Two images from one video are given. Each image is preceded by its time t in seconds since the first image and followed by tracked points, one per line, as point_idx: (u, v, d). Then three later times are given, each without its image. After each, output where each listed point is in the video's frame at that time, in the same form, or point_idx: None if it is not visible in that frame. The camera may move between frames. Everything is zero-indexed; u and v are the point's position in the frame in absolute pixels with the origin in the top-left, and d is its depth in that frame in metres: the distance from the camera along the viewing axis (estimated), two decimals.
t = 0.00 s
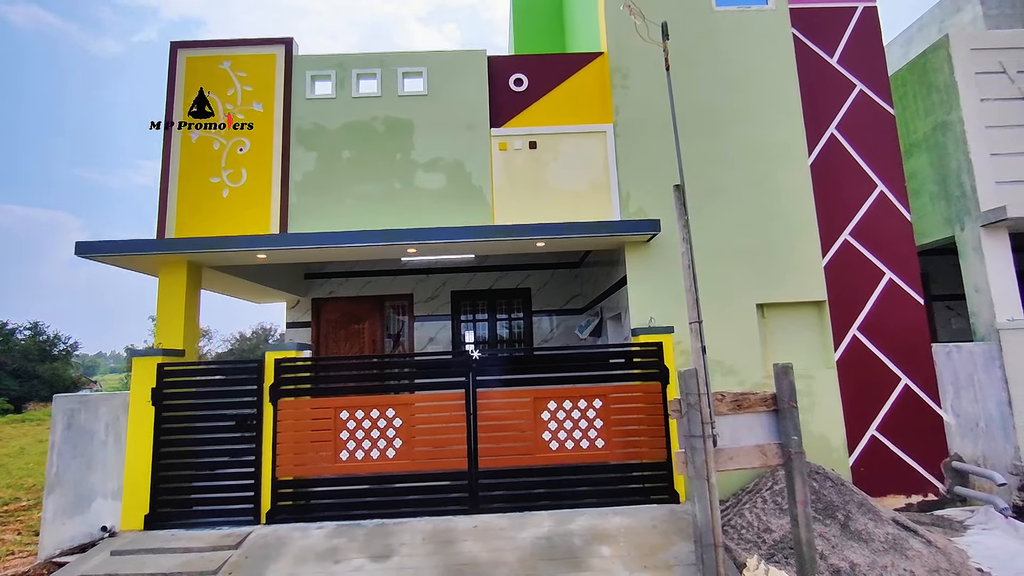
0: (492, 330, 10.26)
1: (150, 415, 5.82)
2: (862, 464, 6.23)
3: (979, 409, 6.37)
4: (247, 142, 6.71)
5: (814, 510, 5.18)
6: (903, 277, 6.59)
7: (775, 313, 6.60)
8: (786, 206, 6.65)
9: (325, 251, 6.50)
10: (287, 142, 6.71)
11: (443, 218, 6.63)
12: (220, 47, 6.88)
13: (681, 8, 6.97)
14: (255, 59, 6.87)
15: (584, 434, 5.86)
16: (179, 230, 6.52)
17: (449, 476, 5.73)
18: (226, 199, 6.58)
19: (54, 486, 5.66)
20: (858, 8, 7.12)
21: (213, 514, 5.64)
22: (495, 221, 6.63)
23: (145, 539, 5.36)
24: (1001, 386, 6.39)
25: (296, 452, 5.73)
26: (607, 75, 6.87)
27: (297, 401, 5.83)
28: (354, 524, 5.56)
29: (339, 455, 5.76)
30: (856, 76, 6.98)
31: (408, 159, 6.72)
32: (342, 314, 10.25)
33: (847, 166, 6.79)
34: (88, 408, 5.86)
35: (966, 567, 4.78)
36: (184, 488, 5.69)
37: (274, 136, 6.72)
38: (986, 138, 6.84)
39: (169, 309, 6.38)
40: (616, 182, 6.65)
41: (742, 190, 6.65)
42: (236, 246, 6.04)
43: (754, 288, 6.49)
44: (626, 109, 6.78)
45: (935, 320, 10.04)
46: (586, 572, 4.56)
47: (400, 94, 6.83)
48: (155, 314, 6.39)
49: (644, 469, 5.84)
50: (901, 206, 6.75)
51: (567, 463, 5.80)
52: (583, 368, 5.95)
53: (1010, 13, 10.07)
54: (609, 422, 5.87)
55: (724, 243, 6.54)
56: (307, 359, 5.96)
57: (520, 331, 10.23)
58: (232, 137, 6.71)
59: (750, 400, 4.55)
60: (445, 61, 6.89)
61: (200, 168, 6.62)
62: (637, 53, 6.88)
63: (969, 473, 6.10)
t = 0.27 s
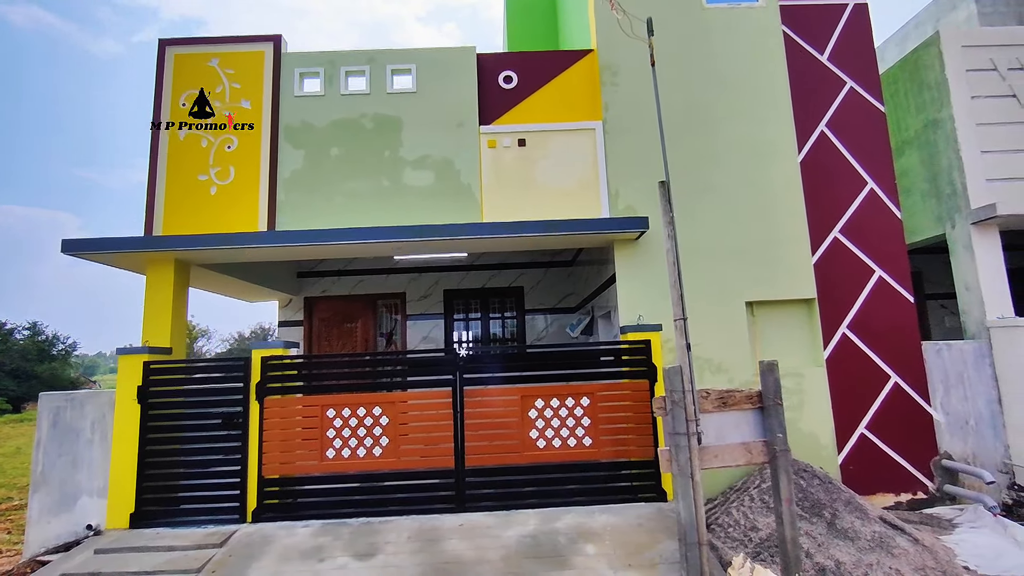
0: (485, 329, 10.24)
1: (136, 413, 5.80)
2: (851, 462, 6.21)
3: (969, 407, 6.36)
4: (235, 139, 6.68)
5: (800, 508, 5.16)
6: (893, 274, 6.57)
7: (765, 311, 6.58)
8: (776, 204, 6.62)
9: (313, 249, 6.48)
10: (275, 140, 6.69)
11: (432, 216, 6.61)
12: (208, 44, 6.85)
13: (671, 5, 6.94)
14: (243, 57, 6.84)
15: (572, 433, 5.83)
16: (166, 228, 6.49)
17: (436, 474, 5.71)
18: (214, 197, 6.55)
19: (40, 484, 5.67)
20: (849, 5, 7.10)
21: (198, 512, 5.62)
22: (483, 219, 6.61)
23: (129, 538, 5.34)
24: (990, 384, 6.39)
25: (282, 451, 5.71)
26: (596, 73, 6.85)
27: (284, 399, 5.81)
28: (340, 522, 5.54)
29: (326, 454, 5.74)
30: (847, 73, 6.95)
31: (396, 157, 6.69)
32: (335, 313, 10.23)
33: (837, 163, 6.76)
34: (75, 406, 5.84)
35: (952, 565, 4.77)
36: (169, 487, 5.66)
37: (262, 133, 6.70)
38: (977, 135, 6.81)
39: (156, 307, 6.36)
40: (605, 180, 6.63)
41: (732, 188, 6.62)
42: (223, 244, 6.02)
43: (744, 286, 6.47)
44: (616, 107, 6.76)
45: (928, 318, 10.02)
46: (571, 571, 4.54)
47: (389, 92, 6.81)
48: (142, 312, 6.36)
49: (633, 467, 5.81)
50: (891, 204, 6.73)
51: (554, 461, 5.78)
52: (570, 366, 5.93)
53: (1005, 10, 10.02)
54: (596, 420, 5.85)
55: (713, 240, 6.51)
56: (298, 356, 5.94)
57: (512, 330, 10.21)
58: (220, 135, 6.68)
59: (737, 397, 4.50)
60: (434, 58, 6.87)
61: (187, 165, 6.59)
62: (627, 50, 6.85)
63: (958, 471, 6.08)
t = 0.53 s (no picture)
0: (480, 330, 10.22)
1: (125, 414, 5.78)
2: (844, 463, 6.18)
3: (962, 408, 6.32)
4: (225, 140, 6.67)
5: (791, 510, 5.14)
6: (886, 275, 6.55)
7: (757, 311, 6.56)
8: (768, 204, 6.60)
9: (304, 250, 6.46)
10: (266, 141, 6.68)
11: (423, 217, 6.59)
12: (199, 44, 6.83)
13: (663, 5, 6.91)
14: (234, 57, 6.83)
15: (563, 434, 5.81)
16: (156, 229, 6.47)
17: (426, 476, 5.69)
18: (204, 197, 6.54)
19: (29, 486, 5.67)
20: (842, 5, 7.08)
21: (188, 514, 5.60)
22: (475, 219, 6.60)
23: (118, 540, 5.32)
24: (984, 384, 6.34)
25: (272, 452, 5.69)
26: (588, 73, 6.83)
27: (274, 400, 5.79)
28: (330, 524, 5.52)
29: (316, 455, 5.72)
30: (839, 73, 6.93)
31: (388, 157, 6.68)
32: (329, 314, 10.20)
33: (830, 164, 6.74)
34: (64, 407, 5.83)
35: (943, 567, 4.75)
36: (158, 489, 5.64)
37: (254, 134, 6.68)
38: (971, 135, 6.79)
39: (145, 308, 6.34)
40: (597, 180, 6.61)
41: (725, 188, 6.60)
42: (213, 245, 6.00)
43: (735, 287, 6.45)
44: (608, 107, 6.73)
45: (925, 319, 9.98)
46: (559, 573, 4.53)
47: (381, 92, 6.79)
48: (132, 312, 6.34)
49: (624, 468, 5.79)
50: (884, 204, 6.70)
51: (544, 463, 5.76)
52: (561, 367, 5.91)
53: (1001, 10, 10.00)
54: (587, 422, 5.83)
55: (705, 241, 6.50)
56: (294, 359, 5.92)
57: (507, 331, 10.19)
58: (211, 136, 6.66)
59: (726, 399, 4.47)
60: (425, 58, 6.85)
61: (178, 166, 6.57)
62: (619, 49, 6.83)
63: (951, 473, 6.06)
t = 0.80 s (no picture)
0: (475, 331, 10.19)
1: (114, 416, 5.76)
2: (837, 465, 6.16)
3: (956, 409, 6.29)
4: (217, 140, 6.64)
5: (782, 512, 5.12)
6: (879, 276, 6.52)
7: (750, 312, 6.54)
8: (761, 205, 6.58)
9: (295, 251, 6.43)
10: (258, 141, 6.66)
11: (415, 218, 6.57)
12: (190, 44, 6.81)
13: (656, 5, 6.89)
14: (226, 57, 6.81)
15: (554, 436, 5.79)
16: (147, 230, 6.45)
17: (416, 478, 5.66)
18: (195, 198, 6.51)
19: (18, 488, 5.62)
20: (835, 5, 7.06)
21: (177, 516, 5.57)
22: (467, 220, 6.57)
23: (106, 542, 5.30)
24: (978, 386, 6.31)
25: (261, 454, 5.66)
26: (581, 73, 6.81)
27: (264, 402, 5.77)
28: (319, 526, 5.49)
29: (306, 457, 5.70)
30: (833, 73, 6.91)
31: (379, 158, 6.65)
32: (324, 314, 10.18)
33: (824, 164, 6.72)
34: (53, 409, 5.80)
35: (934, 569, 4.72)
36: (148, 491, 5.62)
37: (245, 134, 6.66)
38: (965, 135, 6.77)
39: (135, 309, 6.31)
40: (589, 180, 6.59)
41: (718, 189, 6.58)
42: (203, 245, 5.98)
43: (728, 288, 6.43)
44: (601, 107, 6.71)
45: (921, 319, 9.94)
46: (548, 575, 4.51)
47: (373, 92, 6.76)
48: (122, 314, 6.31)
49: (616, 470, 5.77)
50: (878, 205, 6.68)
51: (536, 465, 5.73)
52: (553, 369, 5.90)
53: (997, 11, 9.97)
54: (579, 423, 5.80)
55: (698, 242, 6.47)
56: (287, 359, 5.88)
57: (502, 332, 10.16)
58: (203, 136, 6.64)
59: (715, 401, 4.48)
60: (418, 58, 6.83)
61: (169, 167, 6.55)
62: (612, 49, 6.80)
63: (945, 475, 6.02)
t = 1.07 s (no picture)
0: (470, 331, 10.17)
1: (103, 417, 5.74)
2: (829, 466, 6.14)
3: (948, 410, 6.28)
4: (208, 141, 6.63)
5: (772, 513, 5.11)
6: (872, 277, 6.51)
7: (742, 313, 6.53)
8: (753, 206, 6.56)
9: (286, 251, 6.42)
10: (249, 142, 6.64)
11: (406, 218, 6.55)
12: (181, 44, 6.79)
13: (649, 4, 6.87)
14: (217, 57, 6.79)
15: (544, 437, 5.77)
16: (137, 230, 6.43)
17: (406, 479, 5.65)
18: (186, 198, 6.50)
19: (6, 488, 5.61)
20: (829, 4, 7.03)
21: (165, 517, 5.56)
22: (459, 220, 6.56)
23: (95, 543, 5.29)
24: (970, 387, 6.29)
25: (251, 455, 5.65)
26: (573, 73, 6.79)
27: (254, 403, 5.75)
28: (309, 527, 5.48)
29: (296, 458, 5.68)
30: (826, 73, 6.88)
31: (371, 158, 6.64)
32: (318, 315, 10.16)
33: (816, 164, 6.70)
34: (43, 410, 5.79)
35: (924, 571, 4.70)
36: (137, 492, 5.61)
37: (236, 134, 6.65)
38: (958, 136, 6.76)
39: (125, 310, 6.30)
40: (581, 181, 6.57)
41: (710, 189, 6.56)
42: (192, 246, 5.96)
43: (720, 288, 6.42)
44: (593, 107, 6.69)
45: (916, 320, 9.96)
46: None
47: (365, 93, 6.75)
48: (113, 314, 6.30)
49: (606, 471, 5.76)
50: (870, 205, 6.66)
51: (526, 466, 5.72)
52: (543, 370, 5.89)
53: (992, 11, 9.95)
54: (569, 424, 5.79)
55: (689, 243, 6.46)
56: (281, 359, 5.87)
57: (497, 332, 10.14)
58: (194, 136, 6.63)
59: (703, 401, 4.47)
60: (409, 58, 6.81)
61: (159, 167, 6.53)
62: (604, 49, 6.78)
63: (937, 475, 6.01)
